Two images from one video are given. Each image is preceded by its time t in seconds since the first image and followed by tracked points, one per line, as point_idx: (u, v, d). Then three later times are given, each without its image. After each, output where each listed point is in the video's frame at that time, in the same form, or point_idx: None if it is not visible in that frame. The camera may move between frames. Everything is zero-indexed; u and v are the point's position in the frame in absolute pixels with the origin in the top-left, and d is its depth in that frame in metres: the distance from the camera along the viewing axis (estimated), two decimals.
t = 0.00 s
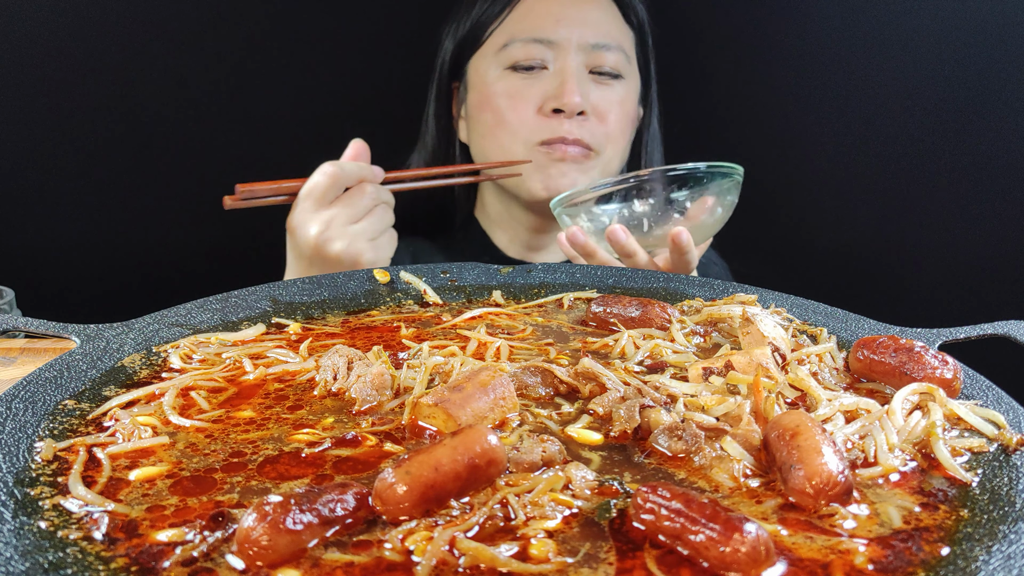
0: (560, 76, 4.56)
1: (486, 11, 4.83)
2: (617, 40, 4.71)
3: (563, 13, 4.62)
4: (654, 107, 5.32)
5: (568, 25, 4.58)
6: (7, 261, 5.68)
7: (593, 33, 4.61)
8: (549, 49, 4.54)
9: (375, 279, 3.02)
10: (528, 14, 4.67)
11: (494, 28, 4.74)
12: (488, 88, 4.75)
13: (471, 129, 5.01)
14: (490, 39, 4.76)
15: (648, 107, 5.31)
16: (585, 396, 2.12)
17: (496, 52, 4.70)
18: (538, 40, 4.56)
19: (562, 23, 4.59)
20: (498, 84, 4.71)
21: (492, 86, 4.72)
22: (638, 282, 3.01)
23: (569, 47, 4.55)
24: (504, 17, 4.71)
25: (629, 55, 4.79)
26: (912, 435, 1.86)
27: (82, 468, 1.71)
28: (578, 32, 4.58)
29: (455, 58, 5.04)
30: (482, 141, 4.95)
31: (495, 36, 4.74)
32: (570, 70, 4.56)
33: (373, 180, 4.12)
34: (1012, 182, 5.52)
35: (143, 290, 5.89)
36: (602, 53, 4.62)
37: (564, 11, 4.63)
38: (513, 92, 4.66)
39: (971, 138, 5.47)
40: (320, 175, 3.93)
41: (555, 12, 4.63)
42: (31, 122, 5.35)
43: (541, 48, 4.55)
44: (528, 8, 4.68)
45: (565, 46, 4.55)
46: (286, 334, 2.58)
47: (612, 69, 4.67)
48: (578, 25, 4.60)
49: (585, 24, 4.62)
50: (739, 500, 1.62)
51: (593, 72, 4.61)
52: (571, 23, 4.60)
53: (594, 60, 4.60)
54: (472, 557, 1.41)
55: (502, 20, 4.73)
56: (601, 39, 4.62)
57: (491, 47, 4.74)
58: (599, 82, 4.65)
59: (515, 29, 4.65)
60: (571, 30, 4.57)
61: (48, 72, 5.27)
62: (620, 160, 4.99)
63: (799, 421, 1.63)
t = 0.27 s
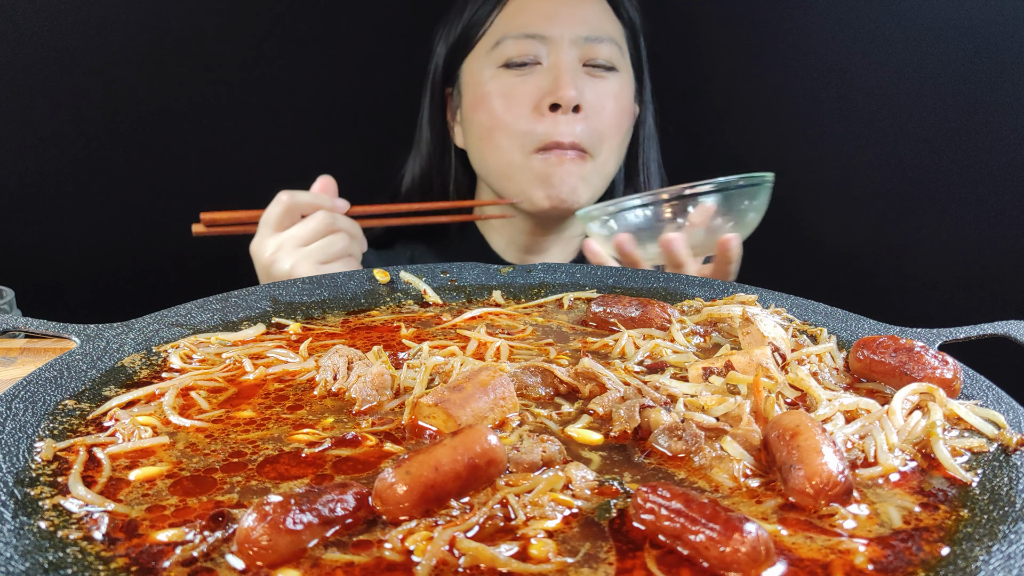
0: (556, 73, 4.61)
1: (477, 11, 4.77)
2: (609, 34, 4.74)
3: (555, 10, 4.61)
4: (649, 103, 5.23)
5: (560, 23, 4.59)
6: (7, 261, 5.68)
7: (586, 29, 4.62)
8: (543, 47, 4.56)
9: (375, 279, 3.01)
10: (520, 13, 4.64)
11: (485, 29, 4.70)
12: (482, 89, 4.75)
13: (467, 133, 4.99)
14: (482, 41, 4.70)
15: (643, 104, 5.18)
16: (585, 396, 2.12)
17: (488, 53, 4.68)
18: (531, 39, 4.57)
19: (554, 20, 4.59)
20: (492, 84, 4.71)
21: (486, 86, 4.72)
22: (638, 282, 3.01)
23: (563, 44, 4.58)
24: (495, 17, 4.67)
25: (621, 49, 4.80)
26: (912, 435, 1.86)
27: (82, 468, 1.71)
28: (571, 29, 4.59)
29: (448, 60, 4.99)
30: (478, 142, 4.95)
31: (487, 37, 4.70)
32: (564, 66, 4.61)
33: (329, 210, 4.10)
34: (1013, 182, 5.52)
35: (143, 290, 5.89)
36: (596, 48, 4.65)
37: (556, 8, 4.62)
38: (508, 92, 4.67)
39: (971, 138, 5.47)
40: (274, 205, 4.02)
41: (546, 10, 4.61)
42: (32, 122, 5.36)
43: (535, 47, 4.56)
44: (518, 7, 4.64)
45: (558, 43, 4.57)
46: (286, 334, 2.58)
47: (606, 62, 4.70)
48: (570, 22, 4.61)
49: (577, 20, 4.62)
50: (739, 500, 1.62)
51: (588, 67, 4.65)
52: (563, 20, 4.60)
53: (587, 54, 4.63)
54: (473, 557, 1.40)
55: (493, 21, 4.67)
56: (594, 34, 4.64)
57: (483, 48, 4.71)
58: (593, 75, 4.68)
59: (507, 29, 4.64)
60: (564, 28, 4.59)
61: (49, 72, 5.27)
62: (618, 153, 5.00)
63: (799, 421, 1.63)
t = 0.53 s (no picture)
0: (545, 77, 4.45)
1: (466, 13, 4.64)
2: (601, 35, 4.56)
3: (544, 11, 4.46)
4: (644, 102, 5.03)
5: (550, 24, 4.44)
6: (7, 261, 5.67)
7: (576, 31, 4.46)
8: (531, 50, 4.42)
9: (375, 279, 3.01)
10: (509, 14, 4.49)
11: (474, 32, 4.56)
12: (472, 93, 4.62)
13: (458, 136, 4.88)
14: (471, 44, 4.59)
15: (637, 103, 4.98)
16: (585, 396, 2.12)
17: (477, 57, 4.55)
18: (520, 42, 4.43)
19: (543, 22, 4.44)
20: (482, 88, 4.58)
21: (475, 90, 4.60)
22: (638, 282, 3.01)
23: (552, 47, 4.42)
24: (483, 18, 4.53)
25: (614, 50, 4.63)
26: (912, 435, 1.86)
27: (82, 468, 1.71)
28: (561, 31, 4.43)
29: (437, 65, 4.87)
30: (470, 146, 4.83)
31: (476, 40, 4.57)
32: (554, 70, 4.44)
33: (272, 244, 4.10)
34: (1013, 181, 5.52)
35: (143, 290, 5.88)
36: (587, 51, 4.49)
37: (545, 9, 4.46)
38: (497, 97, 4.54)
39: (971, 138, 5.47)
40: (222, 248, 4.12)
41: (536, 12, 4.46)
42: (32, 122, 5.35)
43: (523, 50, 4.42)
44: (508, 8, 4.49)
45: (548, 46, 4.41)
46: (286, 334, 2.58)
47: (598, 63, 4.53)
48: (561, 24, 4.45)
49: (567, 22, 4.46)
50: (739, 500, 1.62)
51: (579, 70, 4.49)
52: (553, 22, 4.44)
53: (577, 56, 4.46)
54: (472, 557, 1.40)
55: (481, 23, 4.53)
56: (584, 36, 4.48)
57: (473, 51, 4.58)
58: (584, 77, 4.52)
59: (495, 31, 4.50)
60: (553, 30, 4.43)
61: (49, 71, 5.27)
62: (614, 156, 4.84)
63: (799, 421, 1.63)
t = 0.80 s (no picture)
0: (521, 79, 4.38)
1: (440, 16, 4.43)
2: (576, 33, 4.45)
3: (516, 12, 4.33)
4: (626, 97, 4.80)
5: (523, 25, 4.32)
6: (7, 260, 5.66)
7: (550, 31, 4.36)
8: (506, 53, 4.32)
9: (375, 279, 3.01)
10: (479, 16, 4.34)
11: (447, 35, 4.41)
12: (447, 99, 4.50)
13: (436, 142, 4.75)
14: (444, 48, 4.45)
15: (618, 99, 4.76)
16: (585, 396, 2.12)
17: (452, 60, 4.42)
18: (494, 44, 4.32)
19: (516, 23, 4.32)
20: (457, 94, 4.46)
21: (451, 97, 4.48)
22: (639, 282, 3.01)
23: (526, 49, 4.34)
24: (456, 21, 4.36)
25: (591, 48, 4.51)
26: (912, 435, 1.86)
27: (82, 468, 1.71)
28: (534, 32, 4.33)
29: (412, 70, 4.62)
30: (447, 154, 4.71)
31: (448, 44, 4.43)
32: (529, 72, 4.37)
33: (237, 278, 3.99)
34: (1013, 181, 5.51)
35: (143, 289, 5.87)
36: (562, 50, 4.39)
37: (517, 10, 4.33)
38: (474, 102, 4.44)
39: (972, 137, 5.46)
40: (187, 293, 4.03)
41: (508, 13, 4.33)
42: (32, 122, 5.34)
43: (498, 53, 4.32)
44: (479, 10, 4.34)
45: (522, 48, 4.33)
46: (286, 334, 2.58)
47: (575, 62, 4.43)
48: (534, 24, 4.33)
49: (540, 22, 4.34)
50: (739, 500, 1.62)
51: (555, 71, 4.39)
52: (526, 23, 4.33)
53: (552, 56, 4.36)
54: (472, 557, 1.40)
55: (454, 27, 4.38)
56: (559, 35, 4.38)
57: (446, 56, 4.45)
58: (561, 77, 4.42)
59: (468, 33, 4.36)
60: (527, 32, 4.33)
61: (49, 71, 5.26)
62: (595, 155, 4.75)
63: (799, 421, 1.63)
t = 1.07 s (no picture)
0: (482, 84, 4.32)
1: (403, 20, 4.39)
2: (536, 34, 4.38)
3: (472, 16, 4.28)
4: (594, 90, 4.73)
5: (480, 30, 4.29)
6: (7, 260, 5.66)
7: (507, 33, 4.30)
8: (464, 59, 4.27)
9: (375, 279, 3.01)
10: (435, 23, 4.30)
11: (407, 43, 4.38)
12: (411, 109, 4.45)
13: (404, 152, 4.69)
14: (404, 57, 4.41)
15: (585, 91, 4.67)
16: (585, 396, 2.12)
17: (412, 70, 4.37)
18: (452, 51, 4.27)
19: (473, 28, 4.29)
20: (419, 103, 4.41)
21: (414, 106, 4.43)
22: (638, 282, 3.01)
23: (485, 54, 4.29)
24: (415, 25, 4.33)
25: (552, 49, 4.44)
26: (912, 435, 1.86)
27: (82, 468, 1.71)
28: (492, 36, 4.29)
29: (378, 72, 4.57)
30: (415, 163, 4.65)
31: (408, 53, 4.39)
32: (491, 77, 4.32)
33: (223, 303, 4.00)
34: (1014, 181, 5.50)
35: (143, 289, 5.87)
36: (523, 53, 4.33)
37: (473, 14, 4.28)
38: (437, 110, 4.38)
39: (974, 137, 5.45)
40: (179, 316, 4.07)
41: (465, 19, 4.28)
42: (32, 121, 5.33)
43: (457, 60, 4.27)
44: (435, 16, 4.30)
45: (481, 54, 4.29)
46: (286, 334, 2.58)
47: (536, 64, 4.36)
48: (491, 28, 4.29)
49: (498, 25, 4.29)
50: (739, 500, 1.62)
51: (517, 73, 4.33)
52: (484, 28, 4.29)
53: (512, 60, 4.30)
54: (472, 557, 1.40)
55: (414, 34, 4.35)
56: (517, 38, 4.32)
57: (407, 65, 4.40)
58: (522, 81, 4.36)
59: (426, 42, 4.31)
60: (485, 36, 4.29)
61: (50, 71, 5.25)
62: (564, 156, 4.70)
63: (799, 421, 1.62)
